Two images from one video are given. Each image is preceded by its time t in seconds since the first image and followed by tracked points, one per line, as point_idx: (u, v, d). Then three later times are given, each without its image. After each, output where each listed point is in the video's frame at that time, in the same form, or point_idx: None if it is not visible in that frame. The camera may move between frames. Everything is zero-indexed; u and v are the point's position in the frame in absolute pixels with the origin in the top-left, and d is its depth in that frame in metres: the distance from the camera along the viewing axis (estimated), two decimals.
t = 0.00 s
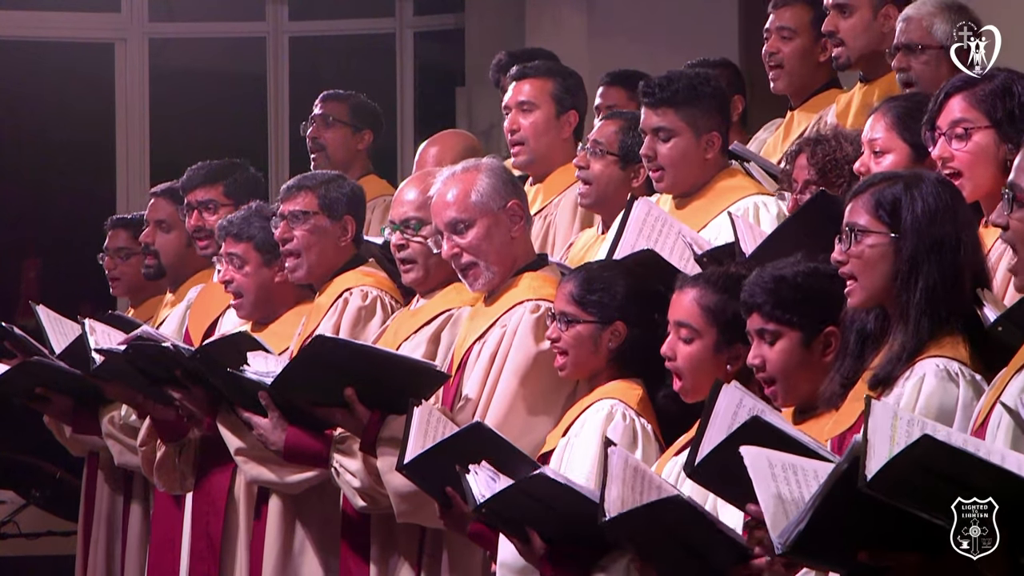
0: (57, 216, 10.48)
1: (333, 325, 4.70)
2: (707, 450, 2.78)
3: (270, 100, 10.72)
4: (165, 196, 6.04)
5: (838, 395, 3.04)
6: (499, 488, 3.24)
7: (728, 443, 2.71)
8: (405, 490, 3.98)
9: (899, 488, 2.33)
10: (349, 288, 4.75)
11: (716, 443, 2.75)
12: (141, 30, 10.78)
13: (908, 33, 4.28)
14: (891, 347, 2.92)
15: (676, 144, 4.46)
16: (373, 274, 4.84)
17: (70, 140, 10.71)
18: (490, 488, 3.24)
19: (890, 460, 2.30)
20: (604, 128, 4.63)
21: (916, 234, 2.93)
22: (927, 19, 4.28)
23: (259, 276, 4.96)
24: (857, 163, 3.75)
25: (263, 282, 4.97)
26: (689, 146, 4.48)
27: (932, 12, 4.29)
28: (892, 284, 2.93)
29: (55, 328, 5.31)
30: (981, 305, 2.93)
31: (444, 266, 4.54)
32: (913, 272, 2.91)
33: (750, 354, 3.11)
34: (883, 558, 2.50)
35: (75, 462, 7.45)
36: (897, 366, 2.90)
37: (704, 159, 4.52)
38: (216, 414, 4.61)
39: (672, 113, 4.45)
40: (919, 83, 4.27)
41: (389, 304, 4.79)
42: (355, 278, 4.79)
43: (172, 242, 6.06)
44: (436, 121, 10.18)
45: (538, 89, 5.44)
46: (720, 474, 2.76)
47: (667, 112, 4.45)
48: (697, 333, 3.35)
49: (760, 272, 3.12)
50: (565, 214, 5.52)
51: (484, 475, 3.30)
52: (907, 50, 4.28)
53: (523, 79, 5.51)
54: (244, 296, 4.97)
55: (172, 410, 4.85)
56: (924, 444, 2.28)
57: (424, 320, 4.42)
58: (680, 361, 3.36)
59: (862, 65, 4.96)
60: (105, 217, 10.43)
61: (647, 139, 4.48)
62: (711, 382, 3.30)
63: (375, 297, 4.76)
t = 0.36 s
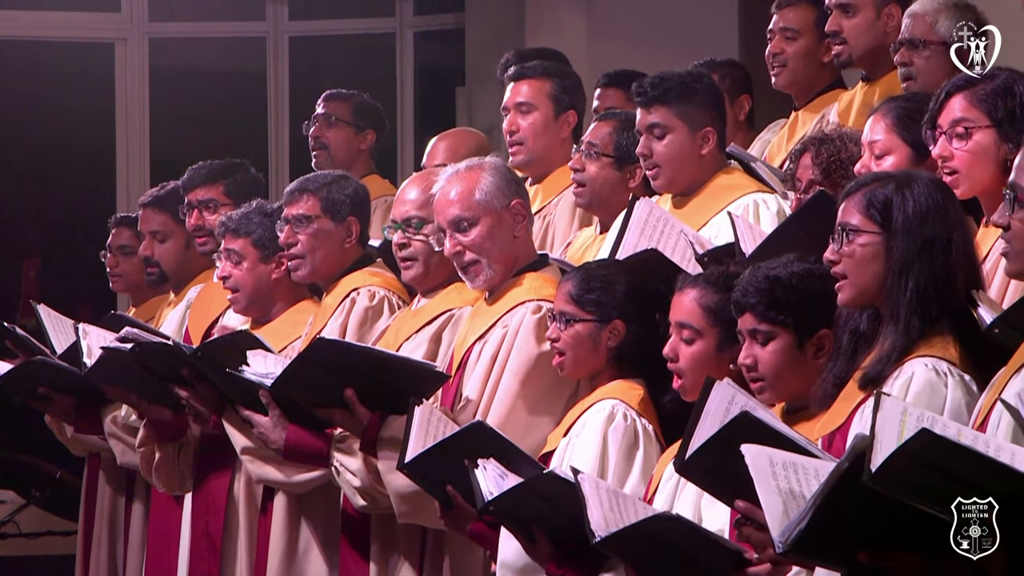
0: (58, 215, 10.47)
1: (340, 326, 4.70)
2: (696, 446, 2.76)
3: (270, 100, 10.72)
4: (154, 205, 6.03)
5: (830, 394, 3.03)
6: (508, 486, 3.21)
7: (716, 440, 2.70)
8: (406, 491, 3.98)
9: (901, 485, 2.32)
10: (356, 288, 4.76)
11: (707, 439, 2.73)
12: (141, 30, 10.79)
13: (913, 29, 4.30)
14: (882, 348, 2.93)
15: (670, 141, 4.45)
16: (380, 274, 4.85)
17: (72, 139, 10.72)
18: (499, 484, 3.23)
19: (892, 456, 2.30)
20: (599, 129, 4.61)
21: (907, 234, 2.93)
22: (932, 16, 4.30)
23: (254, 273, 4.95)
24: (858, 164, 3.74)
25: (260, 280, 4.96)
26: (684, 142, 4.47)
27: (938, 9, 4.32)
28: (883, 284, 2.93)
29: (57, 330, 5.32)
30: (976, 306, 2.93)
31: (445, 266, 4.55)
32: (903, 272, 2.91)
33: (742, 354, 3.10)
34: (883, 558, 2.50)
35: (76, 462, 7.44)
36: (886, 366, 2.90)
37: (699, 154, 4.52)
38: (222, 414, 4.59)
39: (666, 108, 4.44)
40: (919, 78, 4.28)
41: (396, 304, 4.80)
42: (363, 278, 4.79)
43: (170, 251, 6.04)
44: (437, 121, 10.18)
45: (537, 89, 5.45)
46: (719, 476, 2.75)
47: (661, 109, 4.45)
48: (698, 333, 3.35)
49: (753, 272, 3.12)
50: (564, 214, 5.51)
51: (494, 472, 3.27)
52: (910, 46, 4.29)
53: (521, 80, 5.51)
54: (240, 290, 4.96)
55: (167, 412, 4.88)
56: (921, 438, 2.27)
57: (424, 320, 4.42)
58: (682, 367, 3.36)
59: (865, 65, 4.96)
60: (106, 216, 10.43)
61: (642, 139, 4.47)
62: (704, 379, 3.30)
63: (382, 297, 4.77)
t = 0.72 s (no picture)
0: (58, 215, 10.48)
1: (347, 325, 4.71)
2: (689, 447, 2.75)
3: (270, 100, 10.72)
4: (146, 206, 6.03)
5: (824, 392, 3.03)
6: (524, 477, 3.22)
7: (712, 440, 2.68)
8: (404, 490, 3.98)
9: (904, 483, 2.32)
10: (363, 288, 4.76)
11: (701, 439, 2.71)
12: (140, 30, 10.82)
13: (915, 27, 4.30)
14: (871, 351, 2.92)
15: (668, 137, 4.45)
16: (387, 274, 4.84)
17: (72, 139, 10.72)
18: (515, 476, 3.22)
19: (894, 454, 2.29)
20: (595, 129, 4.60)
21: (896, 235, 2.92)
22: (934, 13, 4.30)
23: (259, 272, 4.94)
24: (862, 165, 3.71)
25: (265, 277, 4.95)
26: (682, 138, 4.47)
27: (940, 6, 4.31)
28: (873, 287, 2.94)
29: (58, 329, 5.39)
30: (975, 306, 2.91)
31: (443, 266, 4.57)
32: (893, 275, 2.91)
33: (732, 362, 3.11)
34: (883, 559, 2.50)
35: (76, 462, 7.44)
36: (877, 369, 2.90)
37: (696, 152, 4.51)
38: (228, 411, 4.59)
39: (664, 105, 4.45)
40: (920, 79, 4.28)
41: (403, 304, 4.79)
42: (370, 278, 4.79)
43: (164, 251, 6.05)
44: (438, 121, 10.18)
45: (534, 95, 5.44)
46: (710, 480, 2.74)
47: (660, 106, 4.45)
48: (696, 328, 3.36)
49: (740, 279, 3.11)
50: (562, 214, 5.49)
51: (508, 463, 3.28)
52: (912, 43, 4.28)
53: (516, 85, 5.51)
54: (240, 287, 4.95)
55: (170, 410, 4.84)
56: (924, 437, 2.26)
57: (425, 320, 4.43)
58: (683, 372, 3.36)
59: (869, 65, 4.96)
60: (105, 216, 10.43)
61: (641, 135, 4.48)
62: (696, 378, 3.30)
63: (389, 297, 4.76)
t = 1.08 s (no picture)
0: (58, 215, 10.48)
1: (350, 324, 4.71)
2: (691, 450, 2.78)
3: (270, 100, 10.72)
4: (150, 202, 6.03)
5: (826, 394, 3.05)
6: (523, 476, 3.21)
7: (713, 441, 2.69)
8: (401, 493, 3.97)
9: (907, 485, 2.31)
10: (367, 288, 4.75)
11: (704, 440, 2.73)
12: (141, 30, 10.80)
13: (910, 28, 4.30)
14: (881, 351, 2.94)
15: (669, 134, 4.45)
16: (392, 274, 4.83)
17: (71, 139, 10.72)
18: (514, 475, 3.22)
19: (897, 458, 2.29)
20: (594, 127, 4.59)
21: (914, 238, 2.91)
22: (929, 14, 4.30)
23: (270, 264, 4.96)
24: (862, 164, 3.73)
25: (275, 268, 4.96)
26: (683, 135, 4.47)
27: (936, 7, 4.31)
28: (889, 288, 2.92)
29: (57, 325, 5.41)
30: (976, 310, 2.91)
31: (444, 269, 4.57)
32: (912, 279, 2.90)
33: (743, 352, 3.12)
34: (885, 560, 2.50)
35: (75, 462, 7.43)
36: (885, 370, 2.91)
37: (698, 150, 4.52)
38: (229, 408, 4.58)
39: (665, 102, 4.46)
40: (914, 79, 4.27)
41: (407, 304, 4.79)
42: (374, 278, 4.78)
43: (162, 248, 6.06)
44: (437, 121, 10.18)
45: (531, 96, 5.45)
46: (712, 477, 2.74)
47: (661, 104, 4.46)
48: (691, 327, 3.36)
49: (767, 270, 3.12)
50: (560, 212, 5.48)
51: (508, 462, 3.26)
52: (907, 46, 4.28)
53: (513, 86, 5.52)
54: (251, 280, 4.96)
55: (170, 409, 4.82)
56: (926, 439, 2.26)
57: (425, 320, 4.42)
58: (679, 372, 3.36)
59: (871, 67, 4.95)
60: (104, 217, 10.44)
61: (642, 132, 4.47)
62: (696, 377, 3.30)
63: (393, 297, 4.75)
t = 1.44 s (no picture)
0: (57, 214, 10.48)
1: (349, 325, 4.72)
2: (695, 443, 2.78)
3: (270, 100, 10.72)
4: (161, 198, 6.04)
5: (836, 389, 3.07)
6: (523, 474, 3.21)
7: (719, 436, 2.70)
8: (401, 493, 3.97)
9: (907, 478, 2.32)
10: (367, 288, 4.75)
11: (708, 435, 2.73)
12: (141, 30, 10.80)
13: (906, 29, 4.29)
14: (886, 349, 2.94)
15: (672, 139, 4.44)
16: (394, 274, 4.83)
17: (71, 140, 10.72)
18: (514, 472, 3.22)
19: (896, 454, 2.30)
20: (594, 125, 4.60)
21: (919, 237, 2.92)
22: (924, 17, 4.29)
23: (267, 270, 4.95)
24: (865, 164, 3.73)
25: (272, 276, 4.96)
26: (686, 140, 4.47)
27: (931, 9, 4.30)
28: (892, 283, 2.94)
29: (57, 326, 5.38)
30: (983, 305, 2.91)
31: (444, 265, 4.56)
32: (914, 274, 2.91)
33: (746, 337, 3.14)
34: (891, 561, 2.49)
35: (75, 463, 7.43)
36: (892, 368, 2.91)
37: (702, 153, 4.52)
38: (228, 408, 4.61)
39: (668, 107, 4.44)
40: (913, 79, 4.28)
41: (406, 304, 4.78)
42: (376, 278, 4.78)
43: (173, 246, 6.05)
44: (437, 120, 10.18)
45: (534, 89, 5.46)
46: (716, 476, 2.75)
47: (662, 108, 4.45)
48: (689, 326, 3.36)
49: (790, 263, 3.13)
50: (561, 212, 5.48)
51: (508, 459, 3.26)
52: (904, 47, 4.28)
53: (517, 80, 5.53)
54: (249, 287, 4.96)
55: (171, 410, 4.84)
56: (925, 434, 2.26)
57: (425, 320, 4.42)
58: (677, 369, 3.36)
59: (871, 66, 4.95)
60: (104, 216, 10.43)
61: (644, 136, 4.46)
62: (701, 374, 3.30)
63: (393, 297, 4.75)
